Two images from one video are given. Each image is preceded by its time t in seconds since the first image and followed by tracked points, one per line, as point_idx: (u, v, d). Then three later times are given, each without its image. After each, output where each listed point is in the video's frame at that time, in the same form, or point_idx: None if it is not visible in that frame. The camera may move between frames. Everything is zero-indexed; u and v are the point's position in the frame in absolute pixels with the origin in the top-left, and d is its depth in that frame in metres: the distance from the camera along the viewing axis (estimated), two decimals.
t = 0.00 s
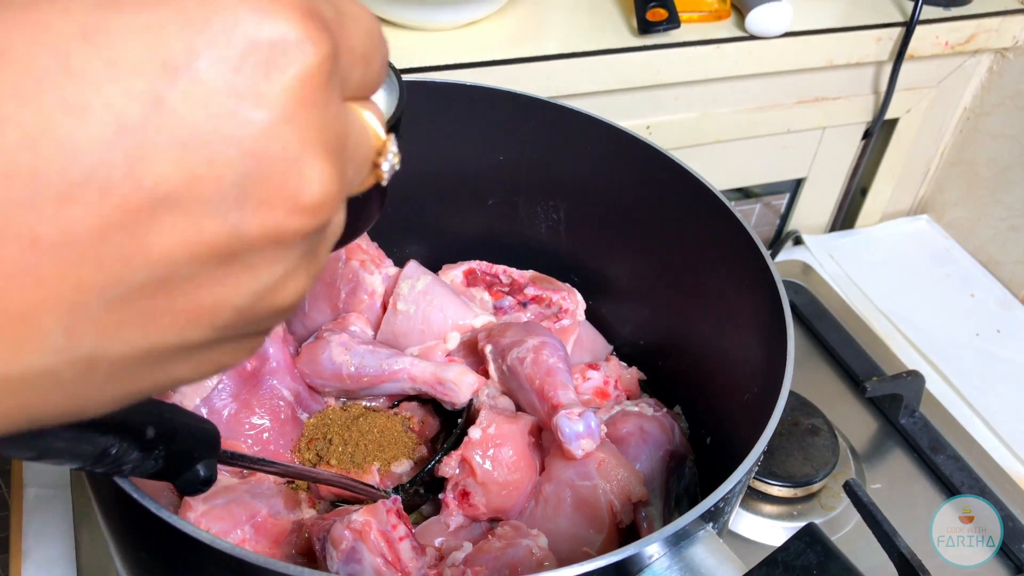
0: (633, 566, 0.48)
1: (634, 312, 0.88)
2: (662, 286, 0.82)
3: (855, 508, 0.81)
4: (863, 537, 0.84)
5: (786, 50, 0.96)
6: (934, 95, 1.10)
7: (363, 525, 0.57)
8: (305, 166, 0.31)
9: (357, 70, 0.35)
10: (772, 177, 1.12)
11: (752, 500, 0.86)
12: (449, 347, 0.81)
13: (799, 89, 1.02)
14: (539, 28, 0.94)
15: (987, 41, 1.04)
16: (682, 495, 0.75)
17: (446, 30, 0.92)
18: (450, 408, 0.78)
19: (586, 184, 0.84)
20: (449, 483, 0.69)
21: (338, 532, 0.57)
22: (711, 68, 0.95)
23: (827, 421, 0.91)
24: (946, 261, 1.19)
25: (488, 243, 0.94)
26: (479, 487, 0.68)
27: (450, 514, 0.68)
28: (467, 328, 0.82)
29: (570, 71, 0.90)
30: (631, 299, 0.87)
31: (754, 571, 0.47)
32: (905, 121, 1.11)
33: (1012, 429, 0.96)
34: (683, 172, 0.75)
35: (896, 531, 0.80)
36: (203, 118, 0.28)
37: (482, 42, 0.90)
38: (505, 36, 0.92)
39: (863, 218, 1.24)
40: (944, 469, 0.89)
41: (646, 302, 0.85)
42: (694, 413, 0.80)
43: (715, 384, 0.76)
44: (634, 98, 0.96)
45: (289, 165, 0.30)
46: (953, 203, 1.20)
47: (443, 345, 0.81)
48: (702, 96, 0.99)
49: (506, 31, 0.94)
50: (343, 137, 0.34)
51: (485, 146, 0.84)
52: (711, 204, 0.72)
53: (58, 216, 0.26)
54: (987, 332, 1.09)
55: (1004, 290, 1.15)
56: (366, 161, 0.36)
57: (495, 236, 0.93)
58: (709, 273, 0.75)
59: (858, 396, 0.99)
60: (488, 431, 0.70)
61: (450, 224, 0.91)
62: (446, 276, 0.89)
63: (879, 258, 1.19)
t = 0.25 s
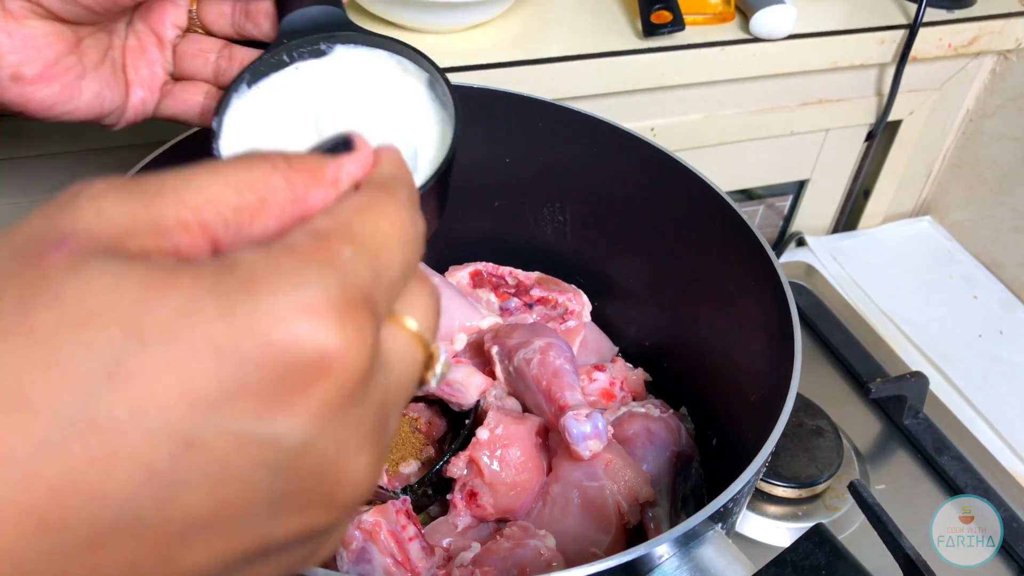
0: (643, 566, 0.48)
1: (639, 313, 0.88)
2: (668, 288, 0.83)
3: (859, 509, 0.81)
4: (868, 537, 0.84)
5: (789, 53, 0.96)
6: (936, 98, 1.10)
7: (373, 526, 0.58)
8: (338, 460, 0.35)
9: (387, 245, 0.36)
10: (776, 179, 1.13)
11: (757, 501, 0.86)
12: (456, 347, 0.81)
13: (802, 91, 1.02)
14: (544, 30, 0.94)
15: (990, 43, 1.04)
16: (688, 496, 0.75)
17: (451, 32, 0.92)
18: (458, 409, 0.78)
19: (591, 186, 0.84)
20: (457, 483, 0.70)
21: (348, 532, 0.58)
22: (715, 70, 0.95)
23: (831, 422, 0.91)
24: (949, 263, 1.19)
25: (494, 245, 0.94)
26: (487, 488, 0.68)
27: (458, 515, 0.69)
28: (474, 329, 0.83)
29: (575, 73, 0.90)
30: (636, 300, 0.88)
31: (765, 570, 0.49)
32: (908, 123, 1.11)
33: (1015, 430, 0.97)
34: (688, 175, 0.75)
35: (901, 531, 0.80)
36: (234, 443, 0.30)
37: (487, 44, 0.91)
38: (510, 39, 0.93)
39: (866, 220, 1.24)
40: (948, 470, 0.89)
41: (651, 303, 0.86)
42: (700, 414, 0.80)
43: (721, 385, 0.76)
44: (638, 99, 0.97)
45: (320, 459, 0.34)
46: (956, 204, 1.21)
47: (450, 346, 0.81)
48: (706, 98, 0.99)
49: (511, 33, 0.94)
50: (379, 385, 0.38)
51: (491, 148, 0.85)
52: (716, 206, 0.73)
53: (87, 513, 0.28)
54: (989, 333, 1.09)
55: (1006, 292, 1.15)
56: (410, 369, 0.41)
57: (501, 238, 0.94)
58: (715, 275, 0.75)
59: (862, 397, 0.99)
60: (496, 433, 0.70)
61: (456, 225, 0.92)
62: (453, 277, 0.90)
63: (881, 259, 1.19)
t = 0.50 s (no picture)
0: (650, 568, 0.48)
1: (644, 315, 0.88)
2: (673, 289, 0.83)
3: (865, 510, 0.81)
4: (873, 539, 0.84)
5: (793, 53, 0.96)
6: (941, 98, 1.10)
7: (380, 527, 0.57)
8: None
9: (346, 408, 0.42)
10: (781, 179, 1.12)
11: (763, 502, 0.86)
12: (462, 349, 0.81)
13: (807, 92, 1.02)
14: (549, 31, 0.94)
15: (995, 44, 1.04)
16: (694, 497, 0.75)
17: (455, 33, 0.92)
18: (463, 411, 0.78)
19: (596, 187, 0.84)
20: (463, 484, 0.69)
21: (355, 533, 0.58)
22: (719, 70, 0.95)
23: (837, 423, 0.91)
24: (953, 264, 1.19)
25: (499, 246, 0.94)
26: (493, 489, 0.68)
27: (464, 516, 0.69)
28: (479, 330, 0.83)
29: (580, 74, 0.90)
30: (642, 301, 0.87)
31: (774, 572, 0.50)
32: (913, 124, 1.11)
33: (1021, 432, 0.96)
34: (694, 176, 0.75)
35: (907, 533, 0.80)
36: None
37: (492, 45, 0.91)
38: (514, 40, 0.93)
39: (871, 221, 1.23)
40: (954, 472, 0.89)
41: (656, 305, 0.86)
42: (705, 416, 0.80)
43: (727, 386, 0.76)
44: (643, 100, 0.97)
45: None
46: (961, 205, 1.20)
47: (456, 348, 0.81)
48: (711, 99, 0.99)
49: (516, 34, 0.94)
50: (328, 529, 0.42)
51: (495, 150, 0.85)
52: (722, 206, 0.73)
53: None
54: (994, 334, 1.09)
55: (1011, 292, 1.15)
56: (352, 514, 0.44)
57: (505, 239, 0.93)
58: (722, 276, 0.75)
59: (868, 398, 0.99)
60: (502, 434, 0.70)
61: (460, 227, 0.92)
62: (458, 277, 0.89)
63: (886, 260, 1.19)
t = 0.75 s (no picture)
0: (651, 568, 0.48)
1: (646, 315, 0.88)
2: (675, 289, 0.83)
3: (867, 511, 0.81)
4: (875, 539, 0.84)
5: (796, 53, 0.96)
6: (944, 98, 1.10)
7: (381, 527, 0.58)
8: None
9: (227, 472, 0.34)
10: (783, 179, 1.12)
11: (764, 503, 0.86)
12: (464, 349, 0.82)
13: (809, 92, 1.02)
14: (551, 31, 0.94)
15: (997, 44, 1.04)
16: (695, 497, 0.75)
17: (457, 34, 0.92)
18: (465, 411, 0.78)
19: (598, 187, 0.84)
20: (464, 485, 0.70)
21: (356, 533, 0.58)
22: (721, 70, 0.95)
23: (839, 424, 0.91)
24: (956, 264, 1.19)
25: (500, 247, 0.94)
26: (495, 490, 0.69)
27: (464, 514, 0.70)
28: (481, 330, 0.83)
29: (582, 74, 0.90)
30: (644, 301, 0.87)
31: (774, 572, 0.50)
32: (915, 124, 1.11)
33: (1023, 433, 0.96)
34: (696, 176, 0.75)
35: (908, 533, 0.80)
36: None
37: (494, 46, 0.91)
38: (516, 40, 0.93)
39: (873, 221, 1.23)
40: (956, 472, 0.89)
41: (658, 305, 0.86)
42: (707, 416, 0.80)
43: (729, 386, 0.76)
44: (645, 100, 0.97)
45: None
46: (963, 205, 1.20)
47: (457, 348, 0.82)
48: (713, 99, 0.99)
49: (518, 34, 0.94)
50: None
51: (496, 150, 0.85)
52: (725, 207, 0.73)
53: None
54: (997, 334, 1.09)
55: (1014, 292, 1.15)
56: None
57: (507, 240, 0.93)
58: (725, 277, 0.75)
59: (870, 399, 0.99)
60: (503, 434, 0.70)
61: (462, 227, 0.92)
62: (460, 278, 0.89)
63: (888, 260, 1.19)
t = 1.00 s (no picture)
0: (653, 568, 0.49)
1: (648, 315, 0.88)
2: (677, 289, 0.83)
3: (868, 511, 0.81)
4: (876, 539, 0.84)
5: (797, 54, 0.96)
6: (945, 99, 1.10)
7: (383, 527, 0.58)
8: None
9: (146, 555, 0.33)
10: (784, 180, 1.12)
11: (765, 503, 0.86)
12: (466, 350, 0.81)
13: (810, 93, 1.02)
14: (553, 32, 0.95)
15: (998, 45, 1.04)
16: (697, 497, 0.75)
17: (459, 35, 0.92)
18: (467, 411, 0.78)
19: (600, 188, 0.84)
20: (466, 484, 0.70)
21: (359, 533, 0.58)
22: (723, 71, 0.95)
23: (840, 424, 0.91)
24: (957, 264, 1.19)
25: (502, 247, 0.94)
26: (496, 489, 0.69)
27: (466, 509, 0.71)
28: (483, 331, 0.83)
29: (584, 75, 0.90)
30: (645, 302, 0.88)
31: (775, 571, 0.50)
32: (916, 125, 1.11)
33: None
34: (697, 177, 0.75)
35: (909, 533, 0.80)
36: None
37: (496, 47, 0.91)
38: (518, 41, 0.93)
39: (874, 221, 1.24)
40: (956, 472, 0.89)
41: (660, 305, 0.86)
42: (709, 417, 0.81)
43: (730, 386, 0.77)
44: (647, 101, 0.97)
45: None
46: (964, 206, 1.21)
47: (459, 348, 0.81)
48: (714, 100, 0.99)
49: (520, 35, 0.94)
50: None
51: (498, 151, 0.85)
52: (727, 208, 0.73)
53: None
54: (998, 335, 1.09)
55: (1014, 293, 1.15)
56: None
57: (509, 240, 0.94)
58: (727, 277, 0.76)
59: (871, 399, 0.99)
60: (505, 434, 0.71)
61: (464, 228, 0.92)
62: (462, 279, 0.89)
63: (889, 261, 1.19)
